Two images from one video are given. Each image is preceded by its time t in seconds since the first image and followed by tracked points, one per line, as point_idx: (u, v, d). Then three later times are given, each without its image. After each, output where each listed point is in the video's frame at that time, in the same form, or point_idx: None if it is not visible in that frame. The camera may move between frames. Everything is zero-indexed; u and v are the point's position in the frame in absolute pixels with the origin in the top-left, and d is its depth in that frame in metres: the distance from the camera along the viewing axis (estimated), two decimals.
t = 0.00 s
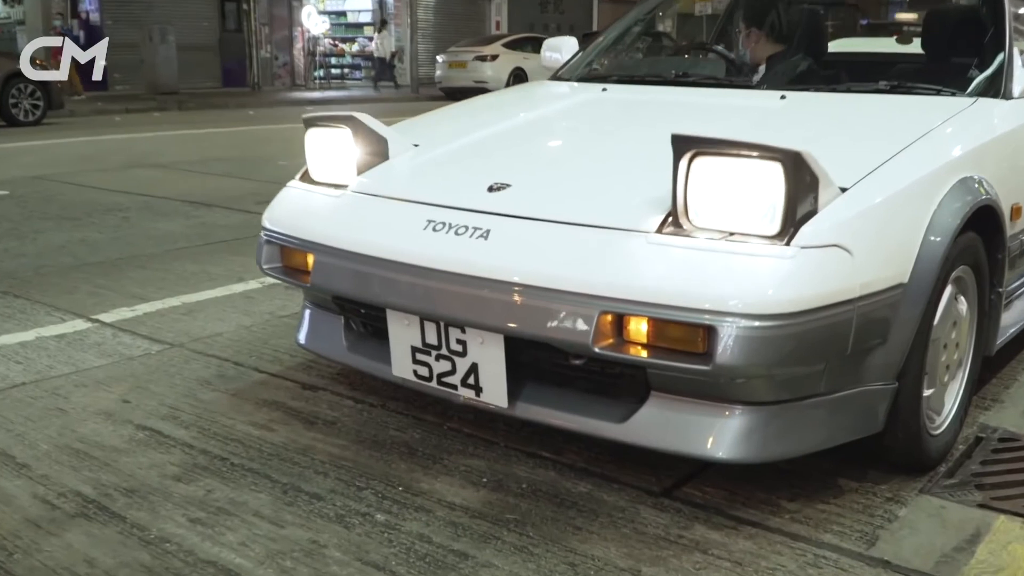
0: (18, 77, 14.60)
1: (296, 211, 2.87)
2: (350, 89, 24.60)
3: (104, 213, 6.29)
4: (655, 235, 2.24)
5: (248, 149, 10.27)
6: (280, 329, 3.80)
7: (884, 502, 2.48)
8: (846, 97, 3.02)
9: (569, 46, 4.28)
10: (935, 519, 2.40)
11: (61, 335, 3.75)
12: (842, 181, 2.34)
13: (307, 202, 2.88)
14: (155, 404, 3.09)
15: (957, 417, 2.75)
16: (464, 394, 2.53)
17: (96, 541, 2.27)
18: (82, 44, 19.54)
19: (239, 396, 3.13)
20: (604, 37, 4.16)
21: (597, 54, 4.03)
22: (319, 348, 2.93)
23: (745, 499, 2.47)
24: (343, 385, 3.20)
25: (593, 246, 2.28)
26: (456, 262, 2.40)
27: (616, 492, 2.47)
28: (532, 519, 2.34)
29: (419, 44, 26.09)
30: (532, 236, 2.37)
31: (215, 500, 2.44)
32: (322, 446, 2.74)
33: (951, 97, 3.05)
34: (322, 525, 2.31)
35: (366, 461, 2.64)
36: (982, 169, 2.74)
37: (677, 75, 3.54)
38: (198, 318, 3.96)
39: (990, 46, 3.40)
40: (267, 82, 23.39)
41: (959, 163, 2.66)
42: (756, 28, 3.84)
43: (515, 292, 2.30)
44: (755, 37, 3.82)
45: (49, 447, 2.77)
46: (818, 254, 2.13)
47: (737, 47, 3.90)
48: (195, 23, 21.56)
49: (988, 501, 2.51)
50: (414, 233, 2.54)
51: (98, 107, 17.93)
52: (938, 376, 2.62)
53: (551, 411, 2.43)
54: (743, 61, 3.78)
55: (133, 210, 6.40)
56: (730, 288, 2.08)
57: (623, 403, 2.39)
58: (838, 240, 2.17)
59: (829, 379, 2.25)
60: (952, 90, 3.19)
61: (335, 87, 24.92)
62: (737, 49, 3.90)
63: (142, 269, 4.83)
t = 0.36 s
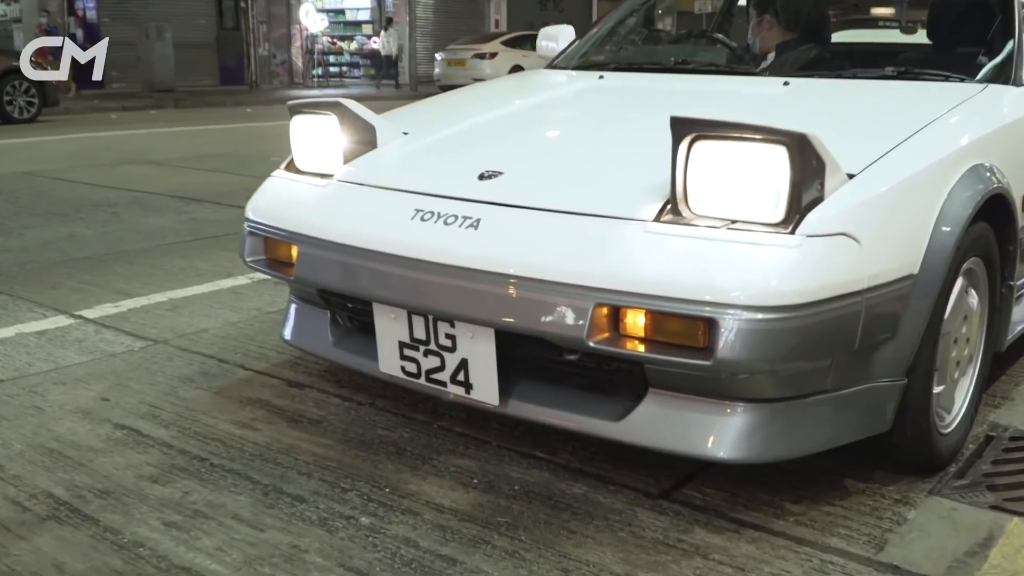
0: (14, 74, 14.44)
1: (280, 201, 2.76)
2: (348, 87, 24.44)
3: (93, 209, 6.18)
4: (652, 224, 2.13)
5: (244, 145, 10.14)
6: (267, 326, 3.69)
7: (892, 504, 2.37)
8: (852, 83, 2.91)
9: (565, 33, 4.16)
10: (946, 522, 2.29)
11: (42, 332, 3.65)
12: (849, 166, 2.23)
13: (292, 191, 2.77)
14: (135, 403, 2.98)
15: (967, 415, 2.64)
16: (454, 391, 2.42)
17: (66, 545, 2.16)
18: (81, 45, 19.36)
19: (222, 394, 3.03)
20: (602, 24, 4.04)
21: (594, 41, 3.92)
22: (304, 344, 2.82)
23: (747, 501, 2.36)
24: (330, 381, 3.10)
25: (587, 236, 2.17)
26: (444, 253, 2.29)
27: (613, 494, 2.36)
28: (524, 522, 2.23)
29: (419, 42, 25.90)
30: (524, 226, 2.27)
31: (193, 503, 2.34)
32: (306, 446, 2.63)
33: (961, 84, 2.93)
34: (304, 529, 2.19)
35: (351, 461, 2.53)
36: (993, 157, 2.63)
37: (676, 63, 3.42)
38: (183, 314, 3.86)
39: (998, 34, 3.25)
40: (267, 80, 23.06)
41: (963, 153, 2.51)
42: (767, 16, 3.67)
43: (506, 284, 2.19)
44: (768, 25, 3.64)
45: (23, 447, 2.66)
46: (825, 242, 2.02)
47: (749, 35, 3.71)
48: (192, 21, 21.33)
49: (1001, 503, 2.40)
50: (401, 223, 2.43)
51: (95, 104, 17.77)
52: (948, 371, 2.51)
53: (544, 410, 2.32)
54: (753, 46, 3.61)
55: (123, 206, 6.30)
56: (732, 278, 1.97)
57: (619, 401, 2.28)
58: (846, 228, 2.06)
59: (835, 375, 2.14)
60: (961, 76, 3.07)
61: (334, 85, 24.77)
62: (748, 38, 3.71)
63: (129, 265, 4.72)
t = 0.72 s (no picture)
0: (10, 73, 14.28)
1: (259, 192, 2.63)
2: (347, 86, 24.29)
3: (79, 206, 6.06)
4: (649, 214, 2.00)
5: (238, 143, 10.00)
6: (252, 323, 3.57)
7: (902, 512, 2.25)
8: (858, 69, 2.78)
9: (560, 22, 4.03)
10: (959, 530, 2.16)
11: (18, 330, 3.52)
12: (857, 153, 2.10)
13: (272, 182, 2.64)
14: (109, 404, 2.86)
15: (980, 417, 2.51)
16: (439, 392, 2.30)
17: (26, 555, 2.04)
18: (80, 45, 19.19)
19: (201, 394, 2.90)
20: (599, 12, 3.92)
21: (590, 29, 3.79)
22: (284, 343, 2.69)
23: (749, 508, 2.23)
24: (313, 382, 2.97)
25: (578, 228, 2.04)
26: (428, 245, 2.16)
27: (607, 501, 2.23)
28: (513, 531, 2.10)
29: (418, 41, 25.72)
30: (513, 216, 2.14)
31: (163, 510, 2.21)
32: (286, 449, 2.50)
33: (972, 70, 2.80)
34: (279, 539, 2.07)
35: (332, 466, 2.40)
36: (1007, 145, 2.50)
37: (674, 51, 3.30)
38: (165, 312, 3.73)
39: (1008, 23, 3.10)
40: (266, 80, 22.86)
41: (971, 143, 2.34)
42: None
43: (493, 278, 2.07)
44: (776, 11, 3.38)
45: None
46: (833, 233, 1.89)
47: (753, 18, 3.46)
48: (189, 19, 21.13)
49: (1017, 510, 2.27)
50: (384, 214, 2.30)
51: (91, 103, 17.61)
52: (960, 371, 2.39)
53: (534, 412, 2.19)
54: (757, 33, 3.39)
55: (110, 203, 6.17)
56: (733, 271, 1.84)
57: (613, 403, 2.15)
58: (855, 218, 1.93)
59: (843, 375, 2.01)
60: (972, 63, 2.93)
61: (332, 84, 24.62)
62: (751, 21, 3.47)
63: (112, 261, 4.60)
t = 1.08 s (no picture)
0: (8, 72, 14.17)
1: (242, 188, 2.53)
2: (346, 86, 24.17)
3: (69, 204, 5.96)
4: (646, 210, 1.90)
5: (235, 142, 9.90)
6: (238, 323, 3.47)
7: (911, 521, 2.15)
8: (864, 60, 2.68)
9: (557, 15, 3.93)
10: (971, 541, 2.06)
11: None
12: (865, 146, 2.00)
13: (255, 177, 2.54)
14: (87, 407, 2.76)
15: (991, 421, 2.41)
16: (426, 396, 2.20)
17: None
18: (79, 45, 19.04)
19: (183, 398, 2.80)
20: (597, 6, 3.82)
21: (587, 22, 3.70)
22: (268, 345, 2.59)
23: (751, 518, 2.13)
24: (300, 384, 2.87)
25: (571, 224, 1.94)
26: (414, 242, 2.06)
27: (603, 511, 2.13)
28: (503, 542, 2.00)
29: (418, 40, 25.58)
30: (503, 212, 2.04)
31: (138, 520, 2.11)
32: (268, 455, 2.40)
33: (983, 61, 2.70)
34: (258, 551, 1.97)
35: (316, 473, 2.30)
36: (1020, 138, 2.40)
37: (673, 43, 3.20)
38: (151, 312, 3.63)
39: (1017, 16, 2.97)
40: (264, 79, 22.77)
41: (977, 140, 2.20)
42: None
43: (482, 276, 1.97)
44: None
45: None
46: (839, 228, 1.79)
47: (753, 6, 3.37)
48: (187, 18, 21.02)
49: None
50: (369, 210, 2.21)
51: (89, 102, 17.49)
52: (971, 374, 2.29)
53: (526, 417, 2.09)
54: (757, 22, 3.30)
55: (101, 201, 6.07)
56: (734, 269, 1.75)
57: (609, 407, 2.05)
58: (863, 213, 1.83)
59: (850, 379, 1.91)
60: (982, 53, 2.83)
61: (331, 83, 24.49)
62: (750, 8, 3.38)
63: (99, 260, 4.50)
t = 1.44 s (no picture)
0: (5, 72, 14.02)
1: (218, 185, 2.41)
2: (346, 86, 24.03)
3: (57, 204, 5.83)
4: (642, 208, 1.78)
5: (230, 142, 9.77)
6: (221, 328, 3.34)
7: (925, 539, 2.01)
8: (874, 52, 2.55)
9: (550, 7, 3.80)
10: (989, 561, 1.93)
11: None
12: (878, 140, 1.87)
13: (232, 174, 2.41)
14: (58, 416, 2.63)
15: (1008, 432, 2.28)
16: (410, 407, 2.07)
17: None
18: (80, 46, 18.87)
19: (159, 406, 2.67)
20: None
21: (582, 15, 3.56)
22: (246, 351, 2.46)
23: (755, 537, 2.00)
24: (281, 392, 2.74)
25: (562, 224, 1.81)
26: (395, 242, 1.94)
27: (597, 529, 2.00)
28: (489, 565, 1.87)
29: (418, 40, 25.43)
30: (491, 210, 1.91)
31: (102, 540, 1.99)
32: (244, 468, 2.27)
33: (999, 51, 2.57)
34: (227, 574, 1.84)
35: (293, 488, 2.17)
36: None
37: (671, 35, 3.08)
38: (132, 316, 3.51)
39: None
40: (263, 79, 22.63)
41: (990, 139, 2.02)
42: None
43: (468, 280, 1.84)
44: None
45: None
46: (851, 227, 1.66)
47: None
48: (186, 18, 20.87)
49: None
50: (349, 209, 2.08)
51: (86, 102, 17.33)
52: (989, 382, 2.16)
53: (515, 430, 1.96)
54: (756, 11, 3.14)
55: (90, 201, 5.95)
56: (738, 272, 1.62)
57: (603, 420, 1.92)
58: (876, 212, 1.70)
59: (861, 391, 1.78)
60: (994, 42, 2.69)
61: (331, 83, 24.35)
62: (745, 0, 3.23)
63: (83, 262, 4.37)
